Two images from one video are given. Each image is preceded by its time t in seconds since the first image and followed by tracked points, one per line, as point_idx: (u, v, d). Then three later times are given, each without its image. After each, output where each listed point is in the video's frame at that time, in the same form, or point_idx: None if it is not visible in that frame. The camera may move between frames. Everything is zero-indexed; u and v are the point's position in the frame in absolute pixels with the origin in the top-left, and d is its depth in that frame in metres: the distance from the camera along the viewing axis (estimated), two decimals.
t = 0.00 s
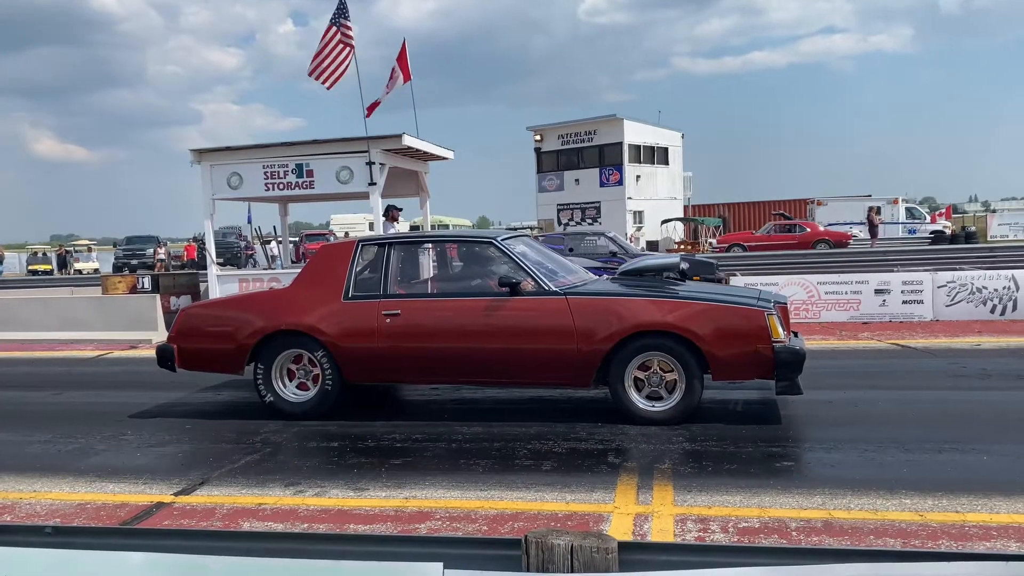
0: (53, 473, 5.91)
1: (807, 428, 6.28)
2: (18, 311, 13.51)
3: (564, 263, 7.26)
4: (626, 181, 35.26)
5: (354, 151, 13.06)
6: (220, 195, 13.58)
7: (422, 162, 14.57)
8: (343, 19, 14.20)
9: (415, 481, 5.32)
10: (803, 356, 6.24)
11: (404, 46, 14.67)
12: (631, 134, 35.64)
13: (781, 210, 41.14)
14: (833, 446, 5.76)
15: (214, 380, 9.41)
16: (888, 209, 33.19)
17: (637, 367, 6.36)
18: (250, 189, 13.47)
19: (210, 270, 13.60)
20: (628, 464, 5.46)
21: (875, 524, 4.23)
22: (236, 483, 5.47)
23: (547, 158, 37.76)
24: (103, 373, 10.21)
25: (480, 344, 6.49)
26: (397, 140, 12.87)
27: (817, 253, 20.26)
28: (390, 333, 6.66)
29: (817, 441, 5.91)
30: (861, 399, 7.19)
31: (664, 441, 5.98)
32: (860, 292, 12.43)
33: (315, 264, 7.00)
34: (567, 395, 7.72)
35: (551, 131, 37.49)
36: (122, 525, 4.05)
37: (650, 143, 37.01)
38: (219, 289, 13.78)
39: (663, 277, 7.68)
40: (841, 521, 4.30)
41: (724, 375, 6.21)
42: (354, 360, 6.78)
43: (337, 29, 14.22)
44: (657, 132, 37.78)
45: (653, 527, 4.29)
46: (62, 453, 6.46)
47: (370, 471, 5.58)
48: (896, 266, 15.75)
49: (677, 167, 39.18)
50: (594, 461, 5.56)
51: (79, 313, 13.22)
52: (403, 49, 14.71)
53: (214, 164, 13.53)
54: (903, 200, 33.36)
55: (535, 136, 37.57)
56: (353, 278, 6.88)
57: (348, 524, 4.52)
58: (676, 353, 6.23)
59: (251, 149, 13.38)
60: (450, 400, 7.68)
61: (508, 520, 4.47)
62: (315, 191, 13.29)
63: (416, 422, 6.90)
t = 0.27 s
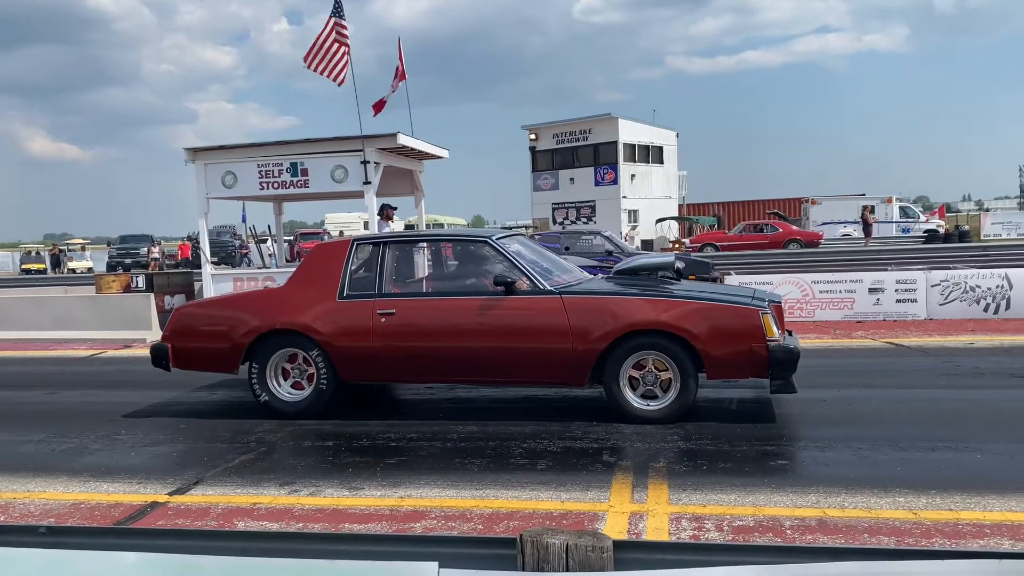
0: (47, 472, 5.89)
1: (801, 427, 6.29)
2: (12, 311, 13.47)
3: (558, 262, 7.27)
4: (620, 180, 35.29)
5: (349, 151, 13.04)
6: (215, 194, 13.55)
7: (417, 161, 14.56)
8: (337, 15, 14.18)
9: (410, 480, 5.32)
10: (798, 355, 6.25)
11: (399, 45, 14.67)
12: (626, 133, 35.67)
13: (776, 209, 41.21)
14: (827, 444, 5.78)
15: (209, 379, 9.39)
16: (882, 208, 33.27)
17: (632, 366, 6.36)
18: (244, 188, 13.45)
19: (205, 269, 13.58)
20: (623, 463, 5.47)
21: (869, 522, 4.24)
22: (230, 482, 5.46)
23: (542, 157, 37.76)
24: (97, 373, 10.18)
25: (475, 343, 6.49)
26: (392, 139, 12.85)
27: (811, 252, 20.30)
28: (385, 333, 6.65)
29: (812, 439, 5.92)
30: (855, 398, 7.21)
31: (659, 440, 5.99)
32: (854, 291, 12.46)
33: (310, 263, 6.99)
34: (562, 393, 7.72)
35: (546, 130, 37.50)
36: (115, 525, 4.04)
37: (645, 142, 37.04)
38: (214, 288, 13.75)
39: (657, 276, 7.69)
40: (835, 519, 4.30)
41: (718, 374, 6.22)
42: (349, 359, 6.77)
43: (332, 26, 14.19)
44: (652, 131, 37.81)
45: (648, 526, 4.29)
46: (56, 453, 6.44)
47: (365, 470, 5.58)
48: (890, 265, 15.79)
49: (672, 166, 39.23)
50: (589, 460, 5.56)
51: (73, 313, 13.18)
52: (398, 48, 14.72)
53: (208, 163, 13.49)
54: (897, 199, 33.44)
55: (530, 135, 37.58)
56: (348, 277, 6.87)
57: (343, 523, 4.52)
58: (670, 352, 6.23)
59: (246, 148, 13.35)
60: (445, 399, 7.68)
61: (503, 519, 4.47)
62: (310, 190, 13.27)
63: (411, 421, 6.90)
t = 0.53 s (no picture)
0: (40, 473, 5.88)
1: (795, 426, 6.31)
2: (6, 311, 13.42)
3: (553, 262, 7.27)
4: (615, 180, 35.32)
5: (344, 150, 13.03)
6: (209, 194, 13.53)
7: (412, 161, 14.56)
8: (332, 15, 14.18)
9: (405, 480, 5.32)
10: (792, 355, 6.27)
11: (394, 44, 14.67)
12: (620, 133, 35.71)
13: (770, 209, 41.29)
14: (821, 443, 5.80)
15: (203, 379, 9.38)
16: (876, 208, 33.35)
17: (626, 366, 6.37)
18: (239, 188, 13.43)
19: (199, 269, 13.56)
20: (617, 462, 5.47)
21: (862, 521, 4.26)
22: (225, 482, 5.46)
23: (537, 157, 37.77)
24: (90, 373, 10.15)
25: (470, 343, 6.49)
26: (387, 139, 12.85)
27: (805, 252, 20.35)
28: (379, 332, 6.65)
29: (806, 438, 5.94)
30: (848, 397, 7.23)
31: (653, 439, 6.00)
32: (848, 291, 12.50)
33: (304, 263, 6.99)
34: (556, 393, 7.73)
35: (541, 129, 37.51)
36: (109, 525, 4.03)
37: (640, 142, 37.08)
38: (208, 288, 13.73)
39: (652, 276, 7.71)
40: (829, 518, 4.32)
41: (712, 374, 6.24)
42: (344, 359, 6.77)
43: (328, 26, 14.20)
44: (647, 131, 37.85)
45: (642, 525, 4.30)
46: (50, 453, 6.42)
47: (360, 470, 5.57)
48: (883, 265, 15.84)
49: (666, 166, 39.28)
50: (584, 459, 5.57)
51: (67, 313, 13.15)
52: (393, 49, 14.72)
53: (202, 163, 13.46)
54: (890, 198, 33.54)
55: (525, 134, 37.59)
56: (343, 277, 6.87)
57: (338, 523, 4.52)
58: (665, 352, 6.24)
59: (241, 147, 13.34)
60: (440, 399, 7.68)
61: (498, 519, 4.47)
62: (305, 189, 13.26)
63: (406, 421, 6.90)
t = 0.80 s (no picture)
0: (37, 473, 5.87)
1: (792, 426, 6.32)
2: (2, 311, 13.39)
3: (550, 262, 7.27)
4: (612, 180, 35.33)
5: (341, 150, 13.03)
6: (205, 194, 13.51)
7: (409, 161, 14.55)
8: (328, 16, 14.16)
9: (402, 480, 5.31)
10: (788, 355, 6.28)
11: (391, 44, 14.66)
12: (617, 133, 35.73)
13: (767, 209, 41.34)
14: (818, 443, 5.81)
15: (200, 380, 9.37)
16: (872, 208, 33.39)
17: (623, 366, 6.38)
18: (235, 188, 13.41)
19: (196, 269, 13.54)
20: (615, 462, 5.48)
21: (859, 521, 4.27)
22: (222, 482, 5.45)
23: (533, 157, 37.78)
24: (87, 373, 10.13)
25: (467, 343, 6.49)
26: (384, 139, 12.84)
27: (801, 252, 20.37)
28: (376, 333, 6.65)
29: (802, 438, 5.95)
30: (845, 397, 7.25)
31: (650, 439, 6.01)
32: (844, 291, 12.52)
33: (301, 263, 6.98)
34: (554, 393, 7.73)
35: (538, 129, 37.52)
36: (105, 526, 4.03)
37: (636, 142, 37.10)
38: (205, 288, 13.71)
39: (648, 276, 7.71)
40: (825, 518, 4.33)
41: (709, 374, 6.24)
42: (341, 359, 6.76)
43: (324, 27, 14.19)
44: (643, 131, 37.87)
45: (639, 525, 4.31)
46: (47, 454, 6.41)
47: (357, 471, 5.57)
48: (880, 265, 15.87)
49: (663, 166, 39.32)
50: (581, 459, 5.57)
51: (64, 313, 13.12)
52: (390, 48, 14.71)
53: (198, 163, 13.44)
54: (887, 199, 33.58)
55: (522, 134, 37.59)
56: (340, 277, 6.87)
57: (335, 524, 4.52)
58: (662, 352, 6.25)
59: (237, 147, 13.32)
60: (437, 399, 7.68)
61: (495, 519, 4.47)
62: (301, 189, 13.25)
63: (403, 421, 6.90)
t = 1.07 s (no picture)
0: (32, 475, 5.86)
1: (788, 427, 6.33)
2: None
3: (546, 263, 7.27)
4: (609, 180, 35.36)
5: (337, 151, 13.02)
6: (202, 194, 13.49)
7: (405, 161, 14.55)
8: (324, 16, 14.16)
9: (399, 481, 5.31)
10: (784, 356, 6.29)
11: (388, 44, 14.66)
12: (614, 134, 35.76)
13: (763, 210, 41.39)
14: (814, 444, 5.82)
15: (196, 380, 9.36)
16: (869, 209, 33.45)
17: (620, 367, 6.38)
18: (232, 188, 13.40)
19: (192, 270, 13.53)
20: (611, 463, 5.48)
21: (855, 521, 4.28)
22: (218, 484, 5.45)
23: (530, 158, 37.79)
24: (83, 374, 10.11)
25: (464, 344, 6.49)
26: (381, 140, 12.84)
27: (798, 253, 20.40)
28: (373, 334, 6.65)
29: (799, 439, 5.96)
30: (841, 398, 7.26)
31: (647, 440, 6.02)
32: (841, 291, 12.54)
33: (298, 264, 6.98)
34: (551, 394, 7.74)
35: (535, 130, 37.53)
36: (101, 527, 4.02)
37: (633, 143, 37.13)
38: (201, 289, 13.69)
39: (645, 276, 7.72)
40: (822, 519, 4.34)
41: (705, 375, 6.25)
42: (337, 360, 6.76)
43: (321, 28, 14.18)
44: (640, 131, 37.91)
45: (635, 526, 4.31)
46: (43, 455, 6.40)
47: (354, 472, 5.57)
48: (876, 265, 15.89)
49: (660, 167, 39.35)
50: (577, 460, 5.58)
51: (60, 314, 13.10)
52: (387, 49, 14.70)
53: (195, 163, 13.43)
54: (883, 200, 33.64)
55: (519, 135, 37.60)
56: (336, 278, 6.86)
57: (332, 525, 4.52)
58: (658, 353, 6.26)
59: (234, 148, 13.31)
60: (434, 400, 7.68)
61: (492, 520, 4.48)
62: (298, 190, 13.24)
63: (400, 422, 6.90)
